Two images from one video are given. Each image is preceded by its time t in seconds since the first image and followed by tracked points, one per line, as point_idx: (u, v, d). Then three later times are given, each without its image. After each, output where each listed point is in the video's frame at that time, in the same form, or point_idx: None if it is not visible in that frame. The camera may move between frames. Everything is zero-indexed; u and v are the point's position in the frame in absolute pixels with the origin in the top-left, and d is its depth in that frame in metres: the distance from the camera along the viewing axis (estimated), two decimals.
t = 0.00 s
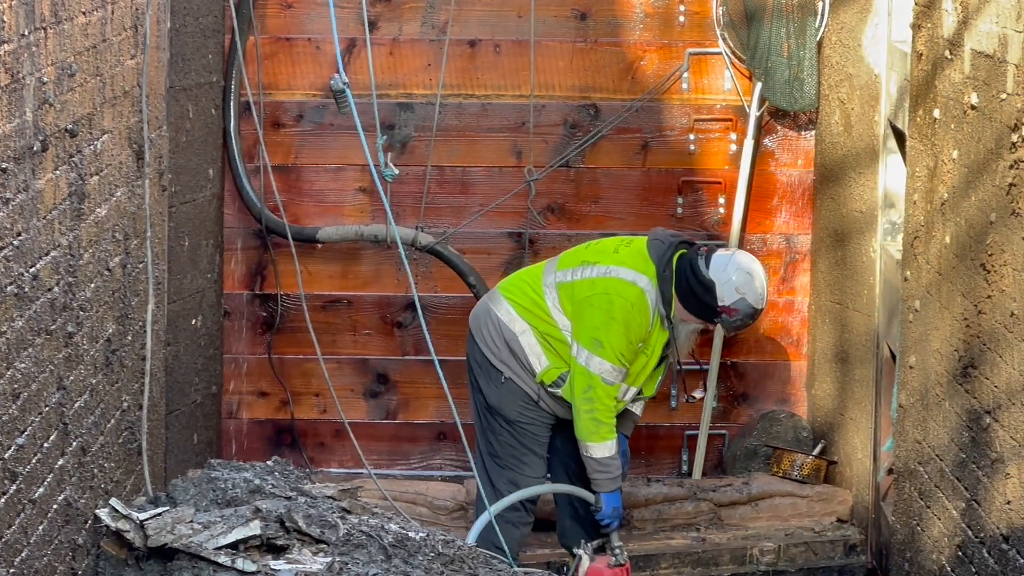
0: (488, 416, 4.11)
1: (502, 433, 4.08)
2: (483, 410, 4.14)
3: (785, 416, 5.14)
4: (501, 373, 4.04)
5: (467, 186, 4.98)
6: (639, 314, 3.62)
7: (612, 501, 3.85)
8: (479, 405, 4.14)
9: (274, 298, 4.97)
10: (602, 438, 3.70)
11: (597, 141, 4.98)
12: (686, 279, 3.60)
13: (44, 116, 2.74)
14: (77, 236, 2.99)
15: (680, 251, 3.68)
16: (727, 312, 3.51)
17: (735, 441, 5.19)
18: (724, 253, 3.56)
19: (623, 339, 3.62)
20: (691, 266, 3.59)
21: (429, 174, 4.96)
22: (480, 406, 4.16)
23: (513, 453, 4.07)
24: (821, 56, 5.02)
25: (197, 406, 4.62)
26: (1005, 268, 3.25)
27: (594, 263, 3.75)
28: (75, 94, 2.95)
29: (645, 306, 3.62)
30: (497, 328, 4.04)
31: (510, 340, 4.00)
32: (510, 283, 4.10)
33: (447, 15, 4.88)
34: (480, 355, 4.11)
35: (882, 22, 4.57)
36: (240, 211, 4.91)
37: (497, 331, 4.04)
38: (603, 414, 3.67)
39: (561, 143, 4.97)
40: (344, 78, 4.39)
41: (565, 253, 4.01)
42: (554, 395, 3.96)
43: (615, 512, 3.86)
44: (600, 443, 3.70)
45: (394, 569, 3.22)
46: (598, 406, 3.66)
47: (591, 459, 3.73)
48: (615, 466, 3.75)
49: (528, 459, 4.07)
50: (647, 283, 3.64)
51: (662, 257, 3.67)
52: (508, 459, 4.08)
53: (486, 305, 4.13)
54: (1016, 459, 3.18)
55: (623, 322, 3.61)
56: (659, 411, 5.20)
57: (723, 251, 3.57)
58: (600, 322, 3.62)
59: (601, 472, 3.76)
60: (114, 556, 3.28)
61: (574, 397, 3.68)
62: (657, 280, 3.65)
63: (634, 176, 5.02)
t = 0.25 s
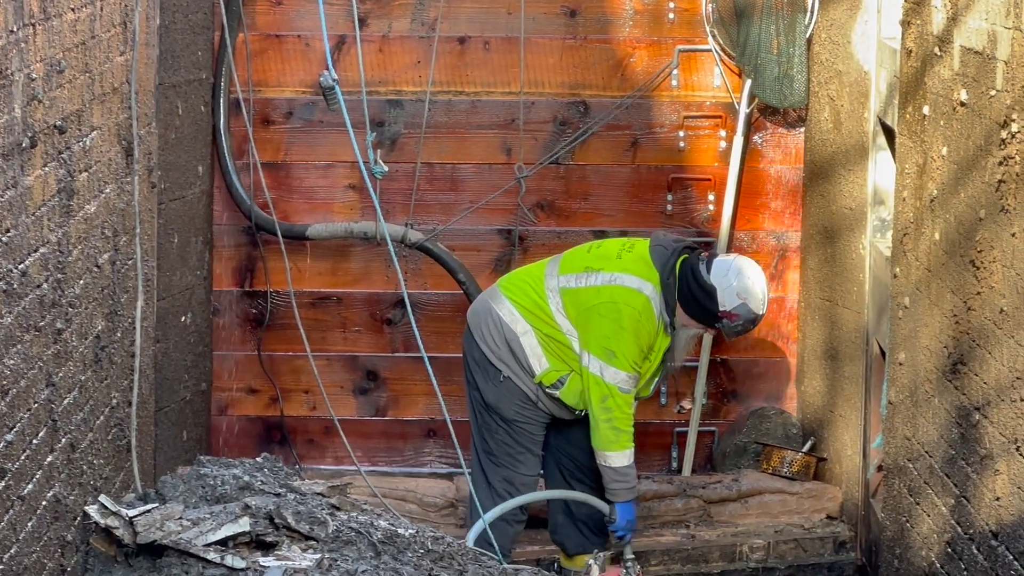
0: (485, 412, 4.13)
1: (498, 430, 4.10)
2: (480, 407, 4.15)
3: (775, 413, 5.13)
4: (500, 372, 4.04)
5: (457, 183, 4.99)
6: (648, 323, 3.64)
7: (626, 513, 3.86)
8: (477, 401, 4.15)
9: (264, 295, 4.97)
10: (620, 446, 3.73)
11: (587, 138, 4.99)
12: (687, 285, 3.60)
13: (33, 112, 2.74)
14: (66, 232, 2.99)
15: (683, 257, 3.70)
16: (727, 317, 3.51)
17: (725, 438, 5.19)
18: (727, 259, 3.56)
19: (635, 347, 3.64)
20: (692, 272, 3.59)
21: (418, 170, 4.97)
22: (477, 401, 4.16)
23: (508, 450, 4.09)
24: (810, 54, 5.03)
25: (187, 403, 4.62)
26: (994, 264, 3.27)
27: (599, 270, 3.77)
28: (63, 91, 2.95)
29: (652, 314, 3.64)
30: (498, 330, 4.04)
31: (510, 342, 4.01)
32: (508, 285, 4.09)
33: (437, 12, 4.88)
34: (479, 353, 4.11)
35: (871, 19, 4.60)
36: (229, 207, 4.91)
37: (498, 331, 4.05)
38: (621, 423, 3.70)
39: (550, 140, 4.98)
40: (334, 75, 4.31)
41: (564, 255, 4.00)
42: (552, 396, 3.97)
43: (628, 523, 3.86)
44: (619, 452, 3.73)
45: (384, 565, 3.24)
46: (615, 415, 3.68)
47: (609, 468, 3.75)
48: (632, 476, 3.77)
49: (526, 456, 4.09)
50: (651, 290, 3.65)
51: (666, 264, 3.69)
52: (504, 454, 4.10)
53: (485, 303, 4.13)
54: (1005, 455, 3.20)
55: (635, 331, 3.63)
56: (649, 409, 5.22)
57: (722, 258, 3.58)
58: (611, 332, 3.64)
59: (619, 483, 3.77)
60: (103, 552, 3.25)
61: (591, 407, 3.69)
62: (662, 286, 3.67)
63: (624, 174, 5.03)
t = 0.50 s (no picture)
0: (479, 408, 4.13)
1: (492, 427, 4.11)
2: (474, 403, 4.15)
3: (766, 410, 5.15)
4: (496, 369, 4.05)
5: (447, 180, 5.00)
6: (647, 322, 3.65)
7: (621, 513, 3.84)
8: (471, 398, 4.16)
9: (255, 293, 4.97)
10: (618, 445, 3.72)
11: (577, 135, 5.00)
12: (685, 287, 3.62)
13: (22, 109, 2.74)
14: (56, 230, 2.99)
15: (681, 258, 3.71)
16: (723, 319, 3.53)
17: (715, 436, 5.22)
18: (725, 262, 3.58)
19: (633, 346, 3.65)
20: (690, 273, 3.61)
21: (409, 168, 4.97)
22: (470, 397, 4.17)
23: (502, 447, 4.10)
24: (801, 51, 5.04)
25: (177, 400, 4.62)
26: (984, 261, 3.28)
27: (598, 268, 3.78)
28: (53, 88, 2.95)
29: (650, 313, 3.66)
30: (494, 327, 4.05)
31: (507, 339, 4.01)
32: (505, 282, 4.09)
33: (427, 9, 4.89)
34: (475, 349, 4.11)
35: (861, 17, 4.61)
36: (220, 205, 4.91)
37: (494, 327, 4.05)
38: (619, 421, 3.70)
39: (540, 137, 4.99)
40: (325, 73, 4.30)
41: (561, 254, 4.01)
42: (547, 394, 3.99)
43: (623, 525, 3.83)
44: (616, 451, 3.72)
45: (374, 563, 3.24)
46: (614, 413, 3.67)
47: (606, 467, 3.74)
48: (630, 475, 3.76)
49: (519, 453, 4.10)
50: (650, 290, 3.67)
51: (664, 264, 3.70)
52: (497, 451, 4.11)
53: (481, 300, 4.13)
54: (995, 452, 3.22)
55: (634, 329, 3.64)
56: (639, 406, 5.24)
57: (720, 260, 3.60)
58: (610, 330, 3.64)
59: (615, 483, 3.76)
60: (93, 550, 3.25)
61: (590, 406, 3.68)
62: (661, 286, 3.68)
63: (614, 171, 5.04)
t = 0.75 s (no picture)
0: (470, 406, 4.13)
1: (483, 426, 4.11)
2: (466, 402, 4.15)
3: (757, 409, 5.18)
4: (489, 368, 4.05)
5: (439, 179, 5.00)
6: (638, 322, 3.67)
7: (611, 511, 3.85)
8: (463, 396, 4.16)
9: (246, 292, 4.97)
10: (607, 444, 3.73)
11: (569, 134, 5.00)
12: (680, 292, 3.61)
13: (14, 109, 2.73)
14: (48, 229, 2.99)
15: (675, 257, 3.72)
16: (720, 324, 3.55)
17: (707, 435, 5.24)
18: (717, 264, 3.56)
19: (625, 345, 3.67)
20: (683, 276, 3.60)
21: (401, 167, 4.97)
22: (462, 395, 4.17)
23: (493, 445, 4.10)
24: (792, 50, 5.05)
25: (169, 399, 4.62)
26: (976, 260, 3.30)
27: (591, 267, 3.79)
28: (45, 87, 2.94)
29: (642, 312, 3.67)
30: (487, 325, 4.05)
31: (500, 338, 4.02)
32: (499, 280, 4.09)
33: (419, 8, 4.89)
34: (468, 348, 4.11)
35: (853, 16, 4.64)
36: (211, 204, 4.91)
37: (487, 325, 4.06)
38: (609, 420, 3.71)
39: (532, 136, 5.00)
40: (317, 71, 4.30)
41: (556, 252, 4.02)
42: (540, 393, 4.00)
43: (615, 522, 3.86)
44: (605, 450, 3.72)
45: (366, 562, 3.25)
46: (604, 412, 3.69)
47: (595, 466, 3.75)
48: (618, 475, 3.77)
49: (511, 452, 4.11)
50: (643, 290, 3.69)
51: (657, 264, 3.71)
52: (489, 449, 4.11)
53: (475, 298, 4.13)
54: (987, 451, 3.23)
55: (625, 329, 3.66)
56: (631, 405, 5.24)
57: (716, 262, 3.57)
58: (601, 329, 3.66)
59: (604, 483, 3.77)
60: (85, 549, 3.25)
61: (580, 405, 3.70)
62: (654, 286, 3.69)
63: (606, 170, 5.04)
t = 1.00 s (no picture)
0: (463, 403, 4.14)
1: (475, 423, 4.11)
2: (459, 399, 4.16)
3: (750, 406, 5.17)
4: (482, 365, 4.05)
5: (432, 176, 5.00)
6: (634, 318, 3.69)
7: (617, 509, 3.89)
8: (456, 393, 4.16)
9: (239, 289, 4.97)
10: (615, 441, 3.74)
11: (562, 131, 5.01)
12: (670, 289, 3.62)
13: (7, 106, 2.73)
14: (41, 226, 2.99)
15: (667, 254, 3.72)
16: (712, 322, 3.56)
17: (700, 432, 5.23)
18: (709, 262, 3.58)
19: (622, 342, 3.68)
20: (675, 274, 3.61)
21: (394, 164, 4.97)
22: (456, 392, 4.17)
23: (487, 443, 4.11)
24: (785, 47, 5.07)
25: (161, 396, 4.62)
26: (969, 257, 3.31)
27: (584, 265, 3.80)
28: (38, 84, 2.94)
29: (636, 310, 3.68)
30: (481, 324, 4.05)
31: (494, 336, 4.02)
32: (492, 279, 4.09)
33: (412, 5, 4.89)
34: (461, 346, 4.11)
35: (847, 14, 4.64)
36: (204, 201, 4.90)
37: (480, 323, 4.06)
38: (614, 417, 3.71)
39: (525, 133, 5.00)
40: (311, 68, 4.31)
41: (547, 251, 4.02)
42: (533, 391, 3.99)
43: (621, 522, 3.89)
44: (614, 447, 3.73)
45: (359, 559, 3.25)
46: (608, 410, 3.69)
47: (604, 463, 3.75)
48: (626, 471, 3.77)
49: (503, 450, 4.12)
50: (636, 287, 3.70)
51: (650, 261, 3.71)
52: (482, 447, 4.12)
53: (467, 296, 4.13)
54: (980, 448, 3.25)
55: (622, 326, 3.68)
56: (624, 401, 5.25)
57: (708, 259, 3.59)
58: (598, 327, 3.68)
59: (611, 478, 3.77)
60: (78, 546, 3.23)
61: (583, 404, 3.71)
62: (646, 283, 3.69)
63: (599, 167, 5.05)
